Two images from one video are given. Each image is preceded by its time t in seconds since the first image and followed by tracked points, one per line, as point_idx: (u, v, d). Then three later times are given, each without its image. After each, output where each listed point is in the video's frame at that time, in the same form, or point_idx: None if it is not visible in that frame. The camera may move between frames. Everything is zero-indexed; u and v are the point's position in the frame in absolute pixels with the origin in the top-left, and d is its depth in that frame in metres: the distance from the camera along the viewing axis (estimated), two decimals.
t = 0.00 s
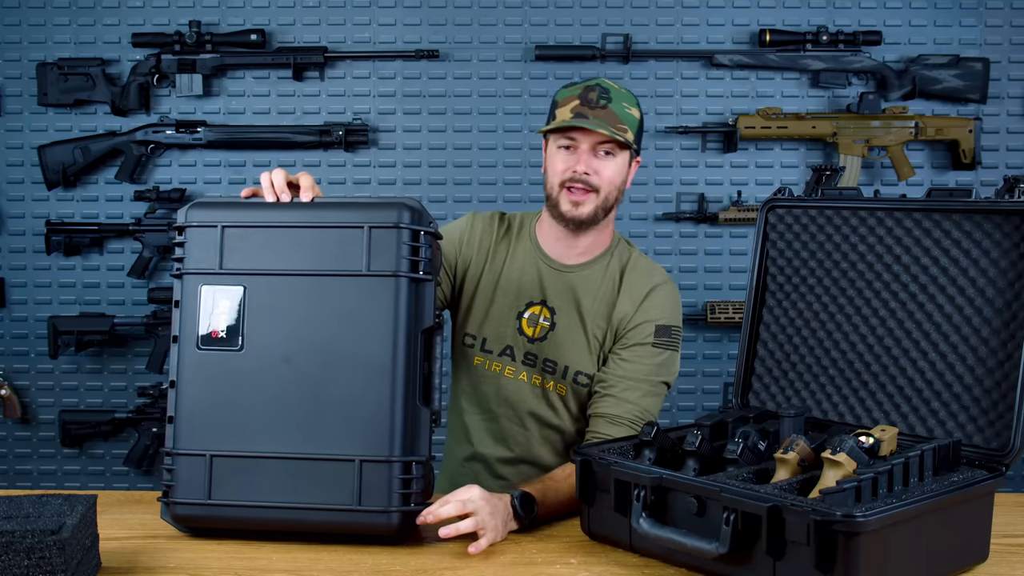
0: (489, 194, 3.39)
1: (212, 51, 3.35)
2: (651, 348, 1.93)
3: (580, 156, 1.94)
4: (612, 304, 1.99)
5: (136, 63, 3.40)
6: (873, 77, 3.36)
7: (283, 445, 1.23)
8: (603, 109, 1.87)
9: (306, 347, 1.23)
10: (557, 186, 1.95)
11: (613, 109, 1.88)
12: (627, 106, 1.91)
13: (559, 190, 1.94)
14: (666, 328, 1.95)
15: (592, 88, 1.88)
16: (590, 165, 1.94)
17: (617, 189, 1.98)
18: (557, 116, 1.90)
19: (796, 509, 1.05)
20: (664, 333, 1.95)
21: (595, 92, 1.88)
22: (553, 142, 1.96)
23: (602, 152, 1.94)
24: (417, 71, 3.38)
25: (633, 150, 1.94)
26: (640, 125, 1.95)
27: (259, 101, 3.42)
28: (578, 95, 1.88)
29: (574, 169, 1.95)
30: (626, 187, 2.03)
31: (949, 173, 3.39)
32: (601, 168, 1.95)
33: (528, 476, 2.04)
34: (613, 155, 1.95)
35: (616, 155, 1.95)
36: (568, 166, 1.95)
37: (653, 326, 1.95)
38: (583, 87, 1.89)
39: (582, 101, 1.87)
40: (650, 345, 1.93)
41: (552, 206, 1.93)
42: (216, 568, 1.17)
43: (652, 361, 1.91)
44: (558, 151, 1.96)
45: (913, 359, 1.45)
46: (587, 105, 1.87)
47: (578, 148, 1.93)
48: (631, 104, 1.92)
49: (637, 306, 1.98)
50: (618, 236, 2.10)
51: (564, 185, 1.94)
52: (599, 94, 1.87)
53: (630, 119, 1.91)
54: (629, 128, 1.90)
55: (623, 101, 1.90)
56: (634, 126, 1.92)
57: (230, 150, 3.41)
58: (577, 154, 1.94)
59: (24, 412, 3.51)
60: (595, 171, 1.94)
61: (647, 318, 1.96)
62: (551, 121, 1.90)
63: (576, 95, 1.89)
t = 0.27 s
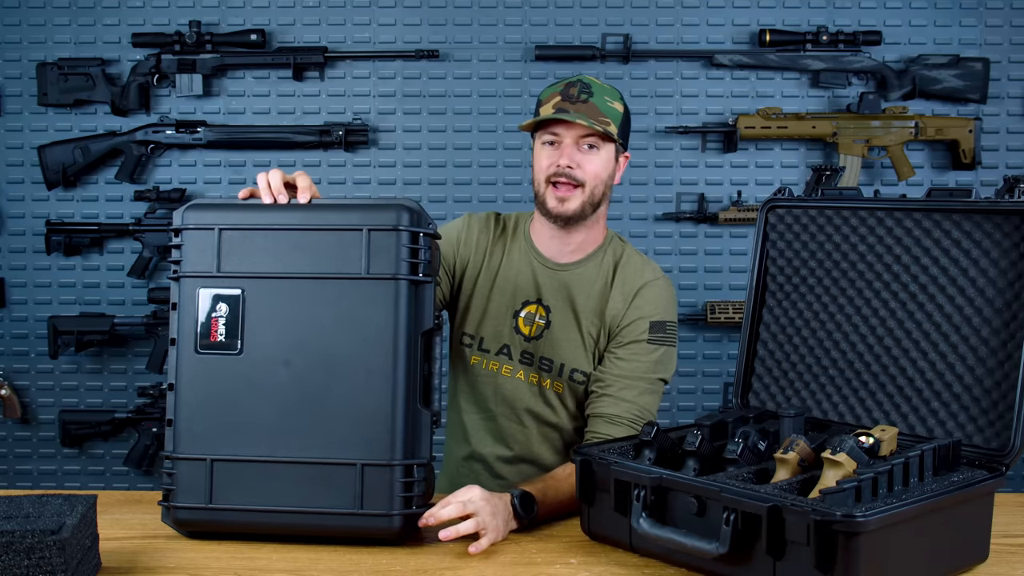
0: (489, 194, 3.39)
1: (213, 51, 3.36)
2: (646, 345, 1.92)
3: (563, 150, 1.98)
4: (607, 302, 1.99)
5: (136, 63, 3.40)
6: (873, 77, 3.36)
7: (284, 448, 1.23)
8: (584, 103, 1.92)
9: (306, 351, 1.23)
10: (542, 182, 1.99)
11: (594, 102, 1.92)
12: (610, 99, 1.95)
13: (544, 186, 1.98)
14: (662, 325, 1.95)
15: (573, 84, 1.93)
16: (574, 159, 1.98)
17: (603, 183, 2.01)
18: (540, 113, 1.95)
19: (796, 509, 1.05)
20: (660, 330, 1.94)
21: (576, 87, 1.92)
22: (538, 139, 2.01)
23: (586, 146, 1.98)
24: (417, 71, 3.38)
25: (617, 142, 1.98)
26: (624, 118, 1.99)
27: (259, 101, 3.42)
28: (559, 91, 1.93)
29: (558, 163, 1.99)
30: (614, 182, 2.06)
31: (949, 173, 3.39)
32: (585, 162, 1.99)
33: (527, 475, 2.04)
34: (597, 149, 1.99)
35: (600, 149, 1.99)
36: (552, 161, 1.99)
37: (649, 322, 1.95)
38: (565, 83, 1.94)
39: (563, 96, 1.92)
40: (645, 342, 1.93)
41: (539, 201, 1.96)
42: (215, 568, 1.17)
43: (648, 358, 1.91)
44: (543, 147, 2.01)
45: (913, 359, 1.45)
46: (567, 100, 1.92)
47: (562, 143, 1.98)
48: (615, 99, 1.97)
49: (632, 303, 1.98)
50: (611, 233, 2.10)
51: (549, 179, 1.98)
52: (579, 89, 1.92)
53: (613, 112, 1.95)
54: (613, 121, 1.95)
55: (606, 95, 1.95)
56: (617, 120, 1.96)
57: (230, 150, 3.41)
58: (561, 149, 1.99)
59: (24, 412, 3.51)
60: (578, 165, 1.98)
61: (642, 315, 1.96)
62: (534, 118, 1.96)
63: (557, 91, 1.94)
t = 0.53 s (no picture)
0: (489, 194, 3.39)
1: (213, 51, 3.36)
2: (641, 345, 1.92)
3: (562, 150, 1.99)
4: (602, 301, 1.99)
5: (136, 63, 3.40)
6: (873, 77, 3.36)
7: (283, 448, 1.23)
8: (584, 104, 1.92)
9: (306, 351, 1.23)
10: (540, 181, 1.99)
11: (594, 103, 1.93)
12: (610, 101, 1.95)
13: (542, 185, 1.98)
14: (657, 324, 1.95)
15: (573, 84, 1.93)
16: (572, 160, 1.98)
17: (601, 184, 2.02)
18: (540, 112, 1.95)
19: (796, 509, 1.05)
20: (655, 330, 1.94)
21: (577, 87, 1.93)
22: (537, 138, 2.02)
23: (584, 147, 1.98)
24: (417, 71, 3.38)
25: (616, 144, 1.98)
26: (623, 120, 1.99)
27: (259, 101, 3.42)
28: (560, 91, 1.93)
29: (556, 163, 1.99)
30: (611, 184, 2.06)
31: (949, 173, 3.39)
32: (583, 163, 1.99)
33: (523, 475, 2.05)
34: (596, 150, 1.99)
35: (599, 150, 1.99)
36: (550, 161, 2.00)
37: (644, 322, 1.94)
38: (565, 83, 1.95)
39: (563, 96, 1.92)
40: (641, 341, 1.92)
41: (536, 199, 1.97)
42: (215, 568, 1.17)
43: (644, 358, 1.90)
44: (542, 146, 2.01)
45: (913, 358, 1.45)
46: (567, 100, 1.92)
47: (561, 142, 1.98)
48: (615, 100, 1.97)
49: (628, 303, 1.97)
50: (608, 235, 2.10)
51: (547, 178, 1.98)
52: (579, 90, 1.92)
53: (612, 114, 1.95)
54: (612, 122, 1.95)
55: (606, 97, 1.95)
56: (617, 121, 1.96)
57: (230, 150, 3.41)
58: (560, 149, 1.99)
59: (24, 412, 3.51)
60: (577, 165, 1.98)
61: (637, 314, 1.95)
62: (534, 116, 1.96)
63: (558, 91, 1.94)
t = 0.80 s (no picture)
0: (489, 194, 3.39)
1: (213, 51, 3.36)
2: (641, 345, 1.92)
3: (566, 154, 1.99)
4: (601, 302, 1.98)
5: (136, 63, 3.39)
6: (873, 77, 3.36)
7: (283, 448, 1.23)
8: (590, 108, 1.93)
9: (306, 351, 1.23)
10: (543, 183, 1.99)
11: (599, 108, 1.93)
12: (615, 105, 1.96)
13: (544, 187, 1.97)
14: (657, 324, 1.94)
15: (579, 87, 1.93)
16: (575, 164, 1.98)
17: (603, 189, 2.02)
18: (545, 115, 1.95)
19: (796, 509, 1.05)
20: (655, 331, 1.94)
21: (582, 91, 1.93)
22: (541, 141, 2.01)
23: (588, 151, 1.99)
24: (417, 71, 3.38)
25: (620, 149, 1.99)
26: (627, 124, 2.00)
27: (259, 101, 3.42)
28: (565, 94, 1.93)
29: (559, 167, 1.99)
30: (613, 188, 2.07)
31: (949, 173, 3.39)
32: (586, 168, 1.99)
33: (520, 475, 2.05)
34: (599, 155, 2.00)
35: (602, 155, 2.00)
36: (553, 164, 1.99)
37: (644, 322, 1.94)
38: (571, 86, 1.95)
39: (569, 100, 1.92)
40: (640, 342, 1.92)
41: (538, 201, 1.96)
42: (215, 568, 1.17)
43: (644, 359, 1.90)
44: (545, 149, 2.01)
45: (913, 358, 1.45)
46: (573, 104, 1.92)
47: (565, 146, 1.98)
48: (619, 104, 1.97)
49: (627, 303, 1.97)
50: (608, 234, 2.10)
51: (550, 182, 1.98)
52: (585, 93, 1.93)
53: (617, 118, 1.96)
54: (617, 127, 1.96)
55: (611, 101, 1.95)
56: (621, 126, 1.97)
57: (230, 150, 3.41)
58: (564, 153, 1.99)
59: (24, 412, 3.51)
60: (580, 170, 1.98)
61: (636, 315, 1.95)
62: (539, 118, 1.96)
63: (563, 93, 1.94)
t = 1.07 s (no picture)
0: (489, 194, 3.39)
1: (213, 50, 3.36)
2: (643, 347, 1.92)
3: (563, 166, 1.95)
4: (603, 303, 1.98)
5: (136, 63, 3.39)
6: (873, 77, 3.36)
7: (284, 448, 1.23)
8: (586, 118, 1.89)
9: (306, 351, 1.23)
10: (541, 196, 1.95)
11: (596, 117, 1.90)
12: (613, 113, 1.92)
13: (543, 199, 1.94)
14: (659, 326, 1.95)
15: (575, 97, 1.91)
16: (574, 175, 1.94)
17: (603, 198, 1.98)
18: (541, 125, 1.93)
19: (796, 509, 1.05)
20: (656, 333, 1.94)
21: (578, 100, 1.91)
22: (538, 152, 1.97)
23: (586, 161, 1.95)
24: (417, 71, 3.38)
25: (619, 158, 1.94)
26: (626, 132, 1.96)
27: (259, 101, 3.42)
28: (561, 104, 1.92)
29: (557, 179, 1.95)
30: (614, 194, 2.03)
31: (949, 173, 3.39)
32: (585, 178, 1.95)
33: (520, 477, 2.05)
34: (598, 165, 1.96)
35: (601, 165, 1.96)
36: (551, 177, 1.95)
37: (645, 324, 1.94)
38: (566, 96, 1.93)
39: (565, 110, 1.90)
40: (642, 344, 1.93)
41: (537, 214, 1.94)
42: (215, 568, 1.17)
43: (645, 360, 1.91)
44: (542, 161, 1.97)
45: (913, 358, 1.45)
46: (569, 114, 1.90)
47: (562, 158, 1.94)
48: (618, 112, 1.94)
49: (628, 305, 1.97)
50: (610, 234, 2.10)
51: (548, 195, 1.94)
52: (581, 103, 1.90)
53: (615, 126, 1.92)
54: (615, 135, 1.92)
55: (608, 108, 1.92)
56: (619, 134, 1.94)
57: (230, 150, 3.41)
58: (561, 164, 1.95)
59: (24, 412, 3.51)
60: (579, 181, 1.94)
61: (638, 317, 1.95)
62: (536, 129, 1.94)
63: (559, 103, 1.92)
